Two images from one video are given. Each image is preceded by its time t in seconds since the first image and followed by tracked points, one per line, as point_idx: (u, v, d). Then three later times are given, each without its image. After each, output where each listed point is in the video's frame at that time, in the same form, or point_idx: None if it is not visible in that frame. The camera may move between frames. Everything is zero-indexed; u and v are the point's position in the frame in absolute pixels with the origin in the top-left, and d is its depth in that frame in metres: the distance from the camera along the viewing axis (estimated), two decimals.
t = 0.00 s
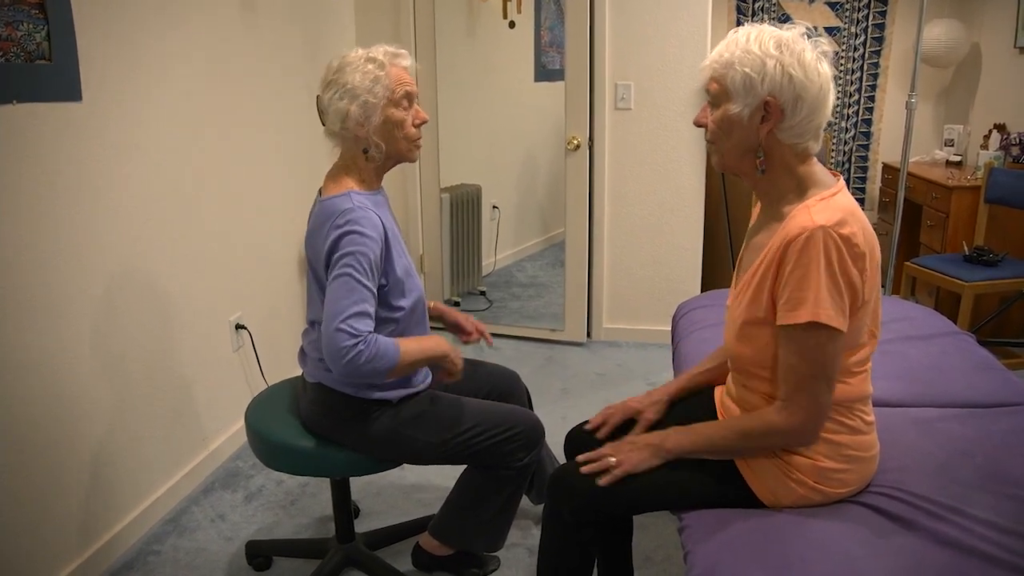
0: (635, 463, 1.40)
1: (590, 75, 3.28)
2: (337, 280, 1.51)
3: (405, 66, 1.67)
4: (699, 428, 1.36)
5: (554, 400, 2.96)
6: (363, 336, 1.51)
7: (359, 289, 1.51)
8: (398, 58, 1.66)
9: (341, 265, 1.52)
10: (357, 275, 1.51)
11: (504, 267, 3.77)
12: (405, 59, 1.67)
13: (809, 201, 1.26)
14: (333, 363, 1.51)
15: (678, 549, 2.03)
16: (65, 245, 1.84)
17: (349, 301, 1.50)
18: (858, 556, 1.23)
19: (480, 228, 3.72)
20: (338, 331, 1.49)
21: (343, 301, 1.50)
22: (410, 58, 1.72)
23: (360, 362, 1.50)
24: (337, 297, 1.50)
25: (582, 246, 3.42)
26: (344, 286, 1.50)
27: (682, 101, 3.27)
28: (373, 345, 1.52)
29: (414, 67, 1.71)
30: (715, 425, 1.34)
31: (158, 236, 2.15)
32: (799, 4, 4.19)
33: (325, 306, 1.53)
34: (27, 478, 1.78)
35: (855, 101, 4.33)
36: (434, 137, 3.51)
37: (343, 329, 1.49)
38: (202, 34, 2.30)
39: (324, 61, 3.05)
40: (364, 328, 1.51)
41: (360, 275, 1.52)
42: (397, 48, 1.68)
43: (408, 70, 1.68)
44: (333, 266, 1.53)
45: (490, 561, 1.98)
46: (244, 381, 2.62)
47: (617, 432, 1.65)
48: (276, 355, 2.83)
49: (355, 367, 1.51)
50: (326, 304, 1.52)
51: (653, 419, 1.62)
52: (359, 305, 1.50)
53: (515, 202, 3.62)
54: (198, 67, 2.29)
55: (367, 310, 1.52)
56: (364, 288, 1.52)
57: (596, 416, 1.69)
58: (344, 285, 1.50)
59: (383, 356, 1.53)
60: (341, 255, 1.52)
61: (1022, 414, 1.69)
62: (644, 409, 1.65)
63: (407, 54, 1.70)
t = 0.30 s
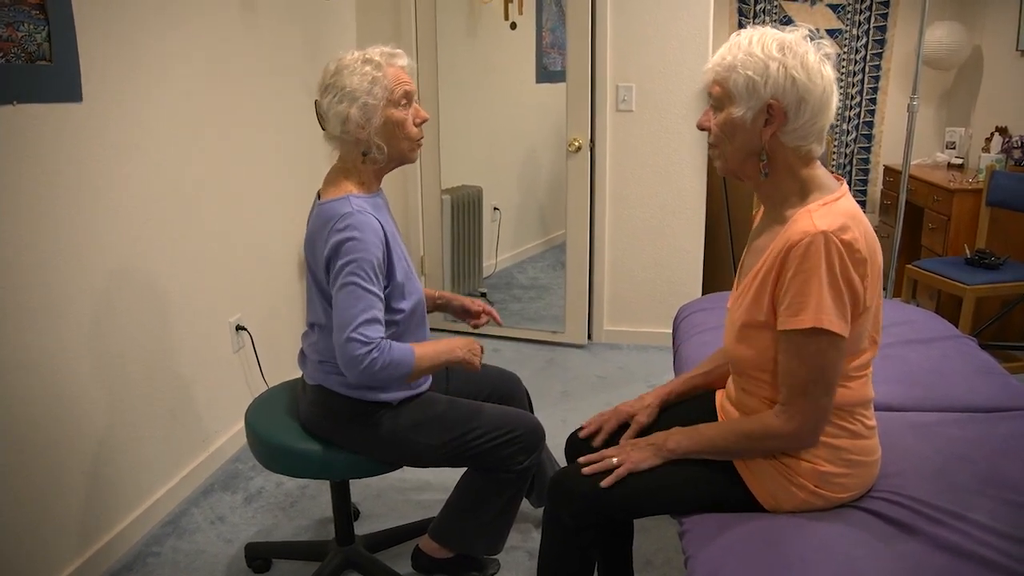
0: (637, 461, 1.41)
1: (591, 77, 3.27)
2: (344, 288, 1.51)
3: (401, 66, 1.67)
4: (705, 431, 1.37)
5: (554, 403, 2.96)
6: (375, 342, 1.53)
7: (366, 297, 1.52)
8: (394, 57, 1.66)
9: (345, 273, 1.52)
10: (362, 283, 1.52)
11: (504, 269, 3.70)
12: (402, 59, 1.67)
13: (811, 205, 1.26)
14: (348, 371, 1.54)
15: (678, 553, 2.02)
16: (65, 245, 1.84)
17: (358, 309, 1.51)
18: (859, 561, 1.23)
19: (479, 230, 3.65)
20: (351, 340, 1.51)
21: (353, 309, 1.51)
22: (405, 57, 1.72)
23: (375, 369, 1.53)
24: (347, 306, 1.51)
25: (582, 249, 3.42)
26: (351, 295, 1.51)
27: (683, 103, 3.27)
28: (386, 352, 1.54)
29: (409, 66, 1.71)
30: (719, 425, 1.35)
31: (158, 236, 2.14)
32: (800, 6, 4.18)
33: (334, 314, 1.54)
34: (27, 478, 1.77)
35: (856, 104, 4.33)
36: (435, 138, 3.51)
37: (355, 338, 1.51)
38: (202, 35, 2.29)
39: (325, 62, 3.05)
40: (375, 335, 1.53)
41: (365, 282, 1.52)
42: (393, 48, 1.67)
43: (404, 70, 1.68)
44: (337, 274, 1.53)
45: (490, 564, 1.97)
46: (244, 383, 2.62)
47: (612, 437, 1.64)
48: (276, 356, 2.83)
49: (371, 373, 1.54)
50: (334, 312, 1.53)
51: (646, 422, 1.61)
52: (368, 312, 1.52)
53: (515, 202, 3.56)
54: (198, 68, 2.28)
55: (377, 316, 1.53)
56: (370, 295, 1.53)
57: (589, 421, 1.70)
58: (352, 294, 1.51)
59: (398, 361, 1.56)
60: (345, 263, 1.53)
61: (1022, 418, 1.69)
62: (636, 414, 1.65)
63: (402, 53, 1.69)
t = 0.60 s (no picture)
0: (620, 469, 1.42)
1: (594, 80, 3.27)
2: (352, 295, 1.52)
3: (396, 66, 1.66)
4: (692, 439, 1.38)
5: (556, 406, 2.96)
6: (386, 349, 1.55)
7: (375, 304, 1.53)
8: (390, 57, 1.65)
9: (352, 279, 1.52)
10: (371, 290, 1.52)
11: (506, 272, 3.70)
12: (396, 60, 1.66)
13: (821, 212, 1.25)
14: (359, 377, 1.55)
15: (678, 559, 2.01)
16: (66, 246, 1.83)
17: (367, 316, 1.52)
18: (861, 568, 1.22)
19: (481, 233, 3.68)
20: (362, 347, 1.52)
21: (362, 316, 1.52)
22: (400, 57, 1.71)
23: (386, 375, 1.54)
24: (356, 314, 1.52)
25: (584, 252, 3.42)
26: (361, 301, 1.52)
27: (686, 107, 3.26)
28: (396, 358, 1.56)
29: (405, 66, 1.70)
30: (718, 431, 1.34)
31: (158, 236, 2.14)
32: (803, 10, 4.19)
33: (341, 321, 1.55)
34: (27, 479, 1.77)
35: (859, 108, 4.32)
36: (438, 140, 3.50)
37: (366, 345, 1.52)
38: (203, 36, 2.29)
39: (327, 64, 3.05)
40: (385, 342, 1.54)
41: (373, 289, 1.53)
42: (388, 49, 1.66)
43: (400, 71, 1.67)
44: (342, 280, 1.53)
45: (491, 568, 1.97)
46: (244, 384, 2.61)
47: (612, 443, 1.63)
48: (276, 357, 2.82)
49: (383, 379, 1.55)
50: (342, 319, 1.54)
51: (646, 428, 1.61)
52: (377, 319, 1.53)
53: (517, 204, 3.57)
54: (199, 69, 2.28)
55: (386, 323, 1.55)
56: (379, 302, 1.53)
57: (590, 426, 1.70)
58: (362, 301, 1.52)
59: (408, 366, 1.58)
60: (351, 269, 1.53)
61: None
62: (638, 420, 1.64)
63: (397, 53, 1.68)
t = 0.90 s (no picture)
0: (616, 472, 1.42)
1: (594, 81, 3.27)
2: (345, 297, 1.53)
3: (387, 69, 1.65)
4: (688, 444, 1.38)
5: (551, 407, 2.96)
6: (383, 349, 1.56)
7: (369, 305, 1.54)
8: (381, 60, 1.64)
9: (344, 282, 1.53)
10: (364, 291, 1.53)
11: (502, 271, 3.75)
12: (388, 62, 1.65)
13: (822, 219, 1.25)
14: (359, 377, 1.57)
15: (673, 561, 2.02)
16: (66, 244, 1.83)
17: (363, 318, 1.54)
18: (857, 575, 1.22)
19: (479, 231, 3.71)
20: (361, 349, 1.54)
21: (358, 318, 1.53)
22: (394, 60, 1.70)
23: (384, 375, 1.57)
24: (351, 317, 1.53)
25: (581, 253, 3.42)
26: (355, 303, 1.53)
27: (685, 109, 3.26)
28: (394, 357, 1.58)
29: (396, 70, 1.70)
30: (715, 436, 1.35)
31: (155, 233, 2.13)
32: (803, 13, 4.22)
33: (335, 324, 1.56)
34: (24, 478, 1.77)
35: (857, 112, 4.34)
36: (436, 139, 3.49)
37: (365, 346, 1.54)
38: (203, 32, 2.28)
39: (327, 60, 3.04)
40: (382, 342, 1.56)
41: (365, 290, 1.54)
42: (379, 51, 1.66)
43: (390, 74, 1.66)
44: (332, 283, 1.53)
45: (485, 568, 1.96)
46: (240, 381, 2.60)
47: (608, 445, 1.63)
48: (272, 354, 2.81)
49: (382, 379, 1.58)
50: (336, 322, 1.55)
51: (643, 431, 1.61)
52: (373, 320, 1.55)
53: (515, 204, 3.61)
54: (200, 67, 2.27)
55: (381, 323, 1.57)
56: (371, 303, 1.55)
57: (586, 428, 1.70)
58: (358, 303, 1.53)
59: (406, 363, 1.60)
60: (341, 272, 1.53)
61: (1020, 434, 1.69)
62: (635, 422, 1.64)
63: (390, 56, 1.67)
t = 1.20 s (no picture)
0: (608, 476, 1.42)
1: (581, 85, 3.28)
2: (323, 308, 1.54)
3: (367, 88, 1.64)
4: (680, 447, 1.39)
5: (540, 410, 2.96)
6: (363, 355, 1.59)
7: (345, 314, 1.56)
8: (361, 79, 1.64)
9: (320, 295, 1.54)
10: (340, 302, 1.55)
11: (490, 275, 3.75)
12: (369, 81, 1.65)
13: (812, 225, 1.27)
14: (341, 383, 1.60)
15: (663, 564, 2.02)
16: (53, 249, 1.82)
17: (342, 327, 1.56)
18: None
19: (466, 234, 3.70)
20: (343, 357, 1.57)
21: (337, 327, 1.55)
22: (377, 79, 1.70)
23: (366, 380, 1.60)
24: (330, 327, 1.55)
25: (569, 256, 3.43)
26: (334, 313, 1.55)
27: (673, 113, 3.28)
28: (375, 363, 1.61)
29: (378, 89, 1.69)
30: (705, 440, 1.36)
31: (143, 237, 2.12)
32: (788, 18, 4.25)
33: (312, 335, 1.57)
34: (12, 485, 1.75)
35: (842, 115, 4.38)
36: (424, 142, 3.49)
37: (346, 354, 1.57)
38: (191, 36, 2.27)
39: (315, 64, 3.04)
40: (362, 348, 1.59)
41: (341, 301, 1.55)
42: (361, 69, 1.66)
43: (370, 92, 1.66)
44: (308, 296, 1.54)
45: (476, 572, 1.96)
46: (228, 386, 2.59)
47: (600, 449, 1.63)
48: (260, 359, 2.80)
49: (364, 384, 1.61)
50: (314, 333, 1.56)
51: (633, 437, 1.62)
52: (351, 328, 1.57)
53: (503, 206, 3.62)
54: (188, 71, 2.27)
55: (358, 330, 1.59)
56: (348, 311, 1.57)
57: (577, 433, 1.70)
58: (336, 313, 1.55)
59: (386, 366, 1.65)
60: (316, 284, 1.53)
61: (1007, 436, 1.71)
62: (625, 428, 1.64)
63: (373, 76, 1.67)
